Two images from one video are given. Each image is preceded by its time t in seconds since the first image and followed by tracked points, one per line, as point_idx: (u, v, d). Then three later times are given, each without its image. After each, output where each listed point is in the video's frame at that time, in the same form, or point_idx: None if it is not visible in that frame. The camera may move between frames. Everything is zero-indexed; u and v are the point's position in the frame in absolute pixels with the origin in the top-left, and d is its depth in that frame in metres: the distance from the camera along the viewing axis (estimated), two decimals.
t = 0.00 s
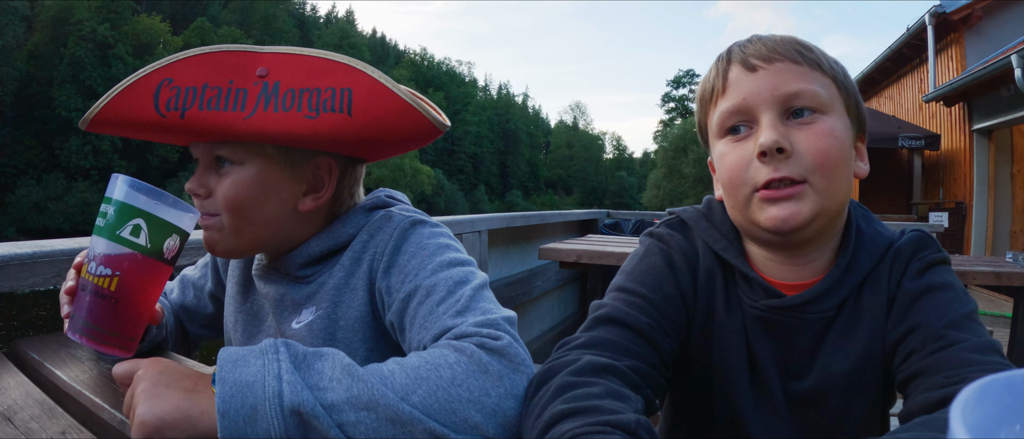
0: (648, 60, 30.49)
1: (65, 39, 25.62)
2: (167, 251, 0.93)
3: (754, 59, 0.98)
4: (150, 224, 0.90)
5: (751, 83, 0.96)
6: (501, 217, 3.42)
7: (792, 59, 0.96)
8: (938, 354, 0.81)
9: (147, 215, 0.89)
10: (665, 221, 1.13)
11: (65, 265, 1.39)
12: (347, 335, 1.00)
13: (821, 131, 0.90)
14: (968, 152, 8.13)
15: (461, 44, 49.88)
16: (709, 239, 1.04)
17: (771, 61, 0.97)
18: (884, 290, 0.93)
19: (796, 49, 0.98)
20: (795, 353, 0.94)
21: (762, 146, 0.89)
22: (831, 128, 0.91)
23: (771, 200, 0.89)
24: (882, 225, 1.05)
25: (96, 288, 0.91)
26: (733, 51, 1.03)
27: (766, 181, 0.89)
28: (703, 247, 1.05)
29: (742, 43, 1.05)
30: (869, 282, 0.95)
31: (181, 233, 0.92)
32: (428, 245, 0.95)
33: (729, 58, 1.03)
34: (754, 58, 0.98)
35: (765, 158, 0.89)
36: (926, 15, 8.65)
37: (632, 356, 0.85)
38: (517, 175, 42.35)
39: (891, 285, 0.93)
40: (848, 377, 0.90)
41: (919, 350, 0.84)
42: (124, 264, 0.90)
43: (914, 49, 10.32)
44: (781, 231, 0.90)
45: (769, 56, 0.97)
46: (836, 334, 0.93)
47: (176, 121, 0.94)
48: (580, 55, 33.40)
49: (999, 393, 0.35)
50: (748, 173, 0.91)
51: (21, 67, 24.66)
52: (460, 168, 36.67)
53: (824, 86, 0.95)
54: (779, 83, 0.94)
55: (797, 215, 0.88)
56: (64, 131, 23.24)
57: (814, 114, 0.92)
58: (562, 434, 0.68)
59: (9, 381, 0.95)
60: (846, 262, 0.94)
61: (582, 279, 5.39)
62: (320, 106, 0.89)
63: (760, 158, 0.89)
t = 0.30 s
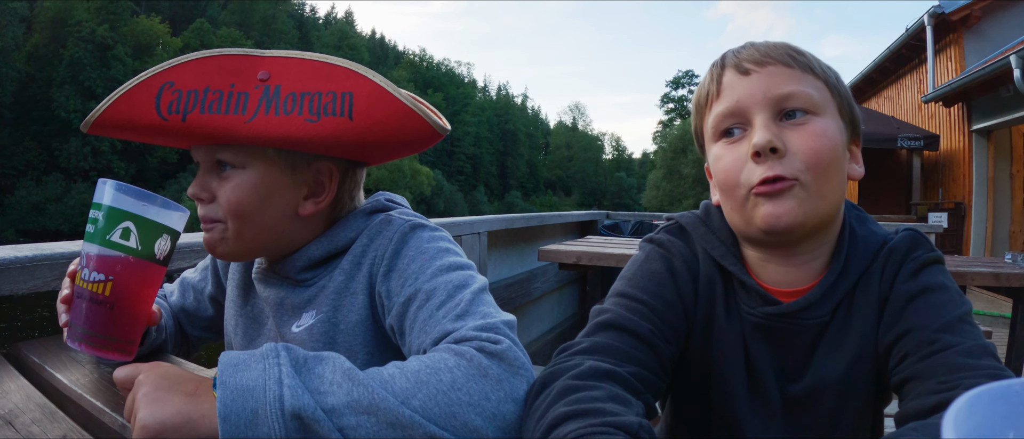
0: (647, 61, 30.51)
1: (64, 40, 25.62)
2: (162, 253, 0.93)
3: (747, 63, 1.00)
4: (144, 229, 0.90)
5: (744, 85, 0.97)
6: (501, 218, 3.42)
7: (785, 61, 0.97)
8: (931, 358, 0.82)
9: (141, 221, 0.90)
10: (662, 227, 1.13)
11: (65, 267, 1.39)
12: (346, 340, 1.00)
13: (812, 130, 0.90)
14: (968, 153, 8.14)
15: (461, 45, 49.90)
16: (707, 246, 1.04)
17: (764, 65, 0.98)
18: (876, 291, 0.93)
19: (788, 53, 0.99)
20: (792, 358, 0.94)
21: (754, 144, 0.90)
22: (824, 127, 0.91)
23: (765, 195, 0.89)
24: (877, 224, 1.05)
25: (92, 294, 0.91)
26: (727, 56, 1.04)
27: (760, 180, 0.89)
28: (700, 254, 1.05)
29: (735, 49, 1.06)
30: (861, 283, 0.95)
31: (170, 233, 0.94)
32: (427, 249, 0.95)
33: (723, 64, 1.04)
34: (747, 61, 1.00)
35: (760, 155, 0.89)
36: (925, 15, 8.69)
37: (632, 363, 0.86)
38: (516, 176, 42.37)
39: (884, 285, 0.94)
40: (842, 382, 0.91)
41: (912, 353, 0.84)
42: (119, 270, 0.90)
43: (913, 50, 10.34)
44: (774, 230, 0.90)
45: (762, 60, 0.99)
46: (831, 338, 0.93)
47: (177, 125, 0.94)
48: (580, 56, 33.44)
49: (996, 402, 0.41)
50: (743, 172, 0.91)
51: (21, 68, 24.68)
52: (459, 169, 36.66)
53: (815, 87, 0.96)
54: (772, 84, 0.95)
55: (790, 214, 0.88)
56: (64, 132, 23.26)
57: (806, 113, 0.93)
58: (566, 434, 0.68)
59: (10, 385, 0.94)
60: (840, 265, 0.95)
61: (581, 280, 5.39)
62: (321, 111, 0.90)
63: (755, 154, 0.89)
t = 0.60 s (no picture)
0: (646, 62, 30.57)
1: (64, 41, 25.62)
2: (168, 257, 0.93)
3: (738, 63, 1.01)
4: (153, 229, 0.90)
5: (736, 84, 0.98)
6: (499, 220, 3.43)
7: (775, 61, 0.99)
8: (926, 358, 0.81)
9: (151, 219, 0.89)
10: (658, 230, 1.13)
11: (65, 271, 1.38)
12: (343, 342, 1.00)
13: (804, 127, 0.90)
14: (966, 153, 8.16)
15: (460, 45, 49.99)
16: (702, 248, 1.05)
17: (754, 64, 0.99)
18: (871, 294, 0.94)
19: (779, 54, 1.00)
20: (788, 361, 0.95)
21: (747, 139, 0.90)
22: (814, 124, 0.91)
23: (755, 192, 0.89)
24: (872, 224, 1.05)
25: (102, 293, 0.91)
26: (719, 59, 1.06)
27: (751, 173, 0.89)
28: (696, 256, 1.06)
29: (730, 51, 1.07)
30: (858, 285, 0.95)
31: (186, 238, 0.93)
32: (423, 252, 0.95)
33: (716, 65, 1.05)
34: (739, 61, 1.01)
35: (752, 150, 0.89)
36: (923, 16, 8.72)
37: (629, 366, 0.86)
38: (516, 176, 42.43)
39: (879, 286, 0.93)
40: (839, 385, 0.91)
41: (907, 353, 0.84)
42: (128, 272, 0.90)
43: (912, 50, 10.34)
44: (767, 227, 0.89)
45: (753, 60, 1.00)
46: (827, 341, 0.93)
47: (175, 127, 0.95)
48: (579, 56, 33.49)
49: (987, 405, 0.42)
50: (734, 169, 0.92)
51: (19, 69, 24.64)
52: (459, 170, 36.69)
53: (807, 86, 0.96)
54: (762, 82, 0.96)
55: (782, 211, 0.89)
56: (63, 134, 23.27)
57: (797, 110, 0.93)
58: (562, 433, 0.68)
59: (9, 387, 0.95)
60: (835, 267, 0.95)
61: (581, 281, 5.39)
62: (319, 114, 0.90)
63: (747, 149, 0.90)
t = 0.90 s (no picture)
0: (645, 62, 30.61)
1: (63, 42, 25.57)
2: (172, 258, 0.92)
3: (734, 65, 1.01)
4: (156, 231, 0.89)
5: (731, 87, 0.98)
6: (498, 221, 3.43)
7: (772, 64, 0.98)
8: (919, 360, 0.81)
9: (154, 222, 0.89)
10: (654, 230, 1.14)
11: (64, 274, 1.38)
12: (342, 344, 1.00)
13: (796, 131, 0.91)
14: (965, 153, 8.17)
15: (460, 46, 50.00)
16: (697, 248, 1.05)
17: (750, 67, 0.99)
18: (863, 295, 0.94)
19: (776, 56, 0.99)
20: (783, 362, 0.95)
21: (739, 144, 0.91)
22: (808, 128, 0.92)
23: (747, 195, 0.90)
24: (865, 226, 1.06)
25: (103, 293, 0.91)
26: (715, 58, 1.05)
27: (742, 178, 0.90)
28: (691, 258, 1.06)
29: (726, 52, 1.07)
30: (850, 286, 0.96)
31: (186, 239, 0.92)
32: (421, 254, 0.95)
33: (712, 66, 1.05)
34: (735, 64, 1.01)
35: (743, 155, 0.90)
36: (922, 15, 8.73)
37: (626, 367, 0.86)
38: (515, 176, 42.45)
39: (872, 287, 0.94)
40: (835, 384, 0.91)
41: (901, 354, 0.84)
42: (132, 272, 0.90)
43: (911, 50, 10.35)
44: (758, 229, 0.90)
45: (748, 63, 1.00)
46: (821, 341, 0.93)
47: (175, 128, 0.95)
48: (578, 57, 33.53)
49: (981, 413, 0.43)
50: (727, 172, 0.92)
51: (18, 70, 24.64)
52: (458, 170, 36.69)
53: (803, 90, 0.96)
54: (759, 85, 0.96)
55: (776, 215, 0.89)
56: (62, 134, 23.22)
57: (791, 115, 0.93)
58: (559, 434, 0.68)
59: (9, 390, 0.95)
60: (828, 268, 0.95)
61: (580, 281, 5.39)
62: (318, 116, 0.90)
63: (737, 155, 0.90)
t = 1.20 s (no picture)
0: (644, 62, 30.67)
1: (62, 42, 25.55)
2: (178, 259, 0.92)
3: (722, 75, 1.00)
4: (159, 233, 0.89)
5: (717, 96, 0.98)
6: (498, 221, 3.43)
7: (759, 73, 0.98)
8: (911, 358, 0.82)
9: (157, 222, 0.89)
10: (648, 234, 1.14)
11: (65, 275, 1.38)
12: (342, 348, 1.00)
13: (783, 140, 0.91)
14: (963, 152, 8.17)
15: (459, 46, 50.03)
16: (692, 252, 1.05)
17: (737, 76, 0.98)
18: (855, 293, 0.94)
19: (762, 66, 0.99)
20: (779, 362, 0.95)
21: (725, 155, 0.91)
22: (794, 137, 0.92)
23: (738, 207, 0.91)
24: (857, 226, 1.06)
25: (108, 294, 0.91)
26: (702, 67, 1.05)
27: (731, 188, 0.91)
28: (686, 260, 1.06)
29: (713, 61, 1.06)
30: (842, 286, 0.96)
31: (190, 241, 0.92)
32: (419, 256, 0.95)
33: (699, 75, 1.05)
34: (722, 73, 1.00)
35: (730, 165, 0.91)
36: (922, 15, 8.74)
37: (626, 371, 0.86)
38: (515, 177, 42.51)
39: (862, 287, 0.94)
40: (830, 380, 0.92)
41: (892, 354, 0.85)
42: (136, 273, 0.90)
43: (910, 49, 10.36)
44: (747, 241, 0.91)
45: (735, 72, 0.99)
46: (815, 341, 0.94)
47: (175, 129, 0.95)
48: (578, 57, 33.57)
49: (980, 413, 0.43)
50: (715, 182, 0.93)
51: (18, 70, 24.66)
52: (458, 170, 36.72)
53: (789, 99, 0.96)
54: (745, 96, 0.95)
55: (764, 223, 0.90)
56: (62, 135, 23.21)
57: (777, 125, 0.93)
58: (561, 431, 0.68)
59: (11, 391, 0.95)
60: (820, 270, 0.96)
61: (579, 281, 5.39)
62: (318, 116, 0.90)
63: (725, 165, 0.91)
